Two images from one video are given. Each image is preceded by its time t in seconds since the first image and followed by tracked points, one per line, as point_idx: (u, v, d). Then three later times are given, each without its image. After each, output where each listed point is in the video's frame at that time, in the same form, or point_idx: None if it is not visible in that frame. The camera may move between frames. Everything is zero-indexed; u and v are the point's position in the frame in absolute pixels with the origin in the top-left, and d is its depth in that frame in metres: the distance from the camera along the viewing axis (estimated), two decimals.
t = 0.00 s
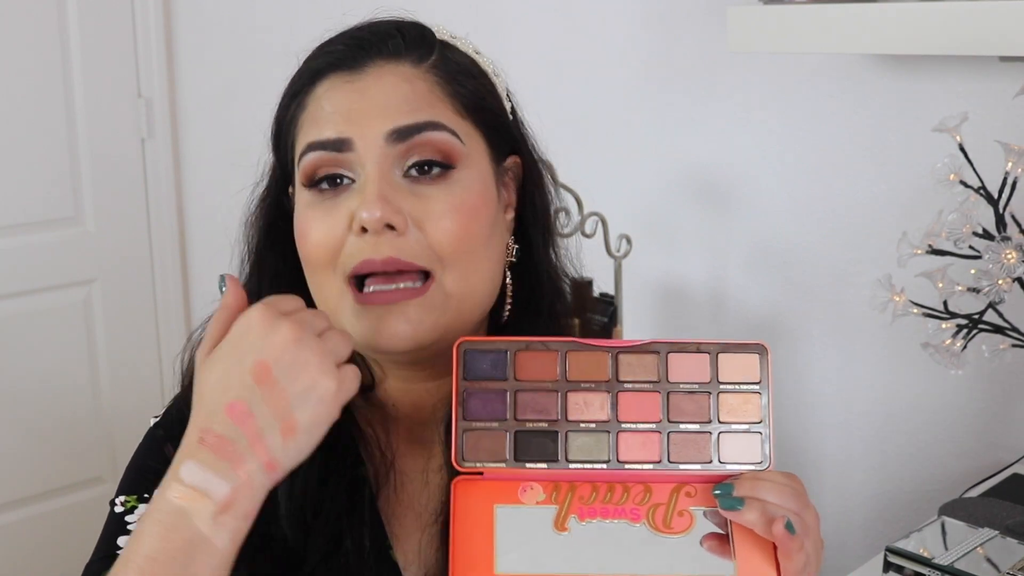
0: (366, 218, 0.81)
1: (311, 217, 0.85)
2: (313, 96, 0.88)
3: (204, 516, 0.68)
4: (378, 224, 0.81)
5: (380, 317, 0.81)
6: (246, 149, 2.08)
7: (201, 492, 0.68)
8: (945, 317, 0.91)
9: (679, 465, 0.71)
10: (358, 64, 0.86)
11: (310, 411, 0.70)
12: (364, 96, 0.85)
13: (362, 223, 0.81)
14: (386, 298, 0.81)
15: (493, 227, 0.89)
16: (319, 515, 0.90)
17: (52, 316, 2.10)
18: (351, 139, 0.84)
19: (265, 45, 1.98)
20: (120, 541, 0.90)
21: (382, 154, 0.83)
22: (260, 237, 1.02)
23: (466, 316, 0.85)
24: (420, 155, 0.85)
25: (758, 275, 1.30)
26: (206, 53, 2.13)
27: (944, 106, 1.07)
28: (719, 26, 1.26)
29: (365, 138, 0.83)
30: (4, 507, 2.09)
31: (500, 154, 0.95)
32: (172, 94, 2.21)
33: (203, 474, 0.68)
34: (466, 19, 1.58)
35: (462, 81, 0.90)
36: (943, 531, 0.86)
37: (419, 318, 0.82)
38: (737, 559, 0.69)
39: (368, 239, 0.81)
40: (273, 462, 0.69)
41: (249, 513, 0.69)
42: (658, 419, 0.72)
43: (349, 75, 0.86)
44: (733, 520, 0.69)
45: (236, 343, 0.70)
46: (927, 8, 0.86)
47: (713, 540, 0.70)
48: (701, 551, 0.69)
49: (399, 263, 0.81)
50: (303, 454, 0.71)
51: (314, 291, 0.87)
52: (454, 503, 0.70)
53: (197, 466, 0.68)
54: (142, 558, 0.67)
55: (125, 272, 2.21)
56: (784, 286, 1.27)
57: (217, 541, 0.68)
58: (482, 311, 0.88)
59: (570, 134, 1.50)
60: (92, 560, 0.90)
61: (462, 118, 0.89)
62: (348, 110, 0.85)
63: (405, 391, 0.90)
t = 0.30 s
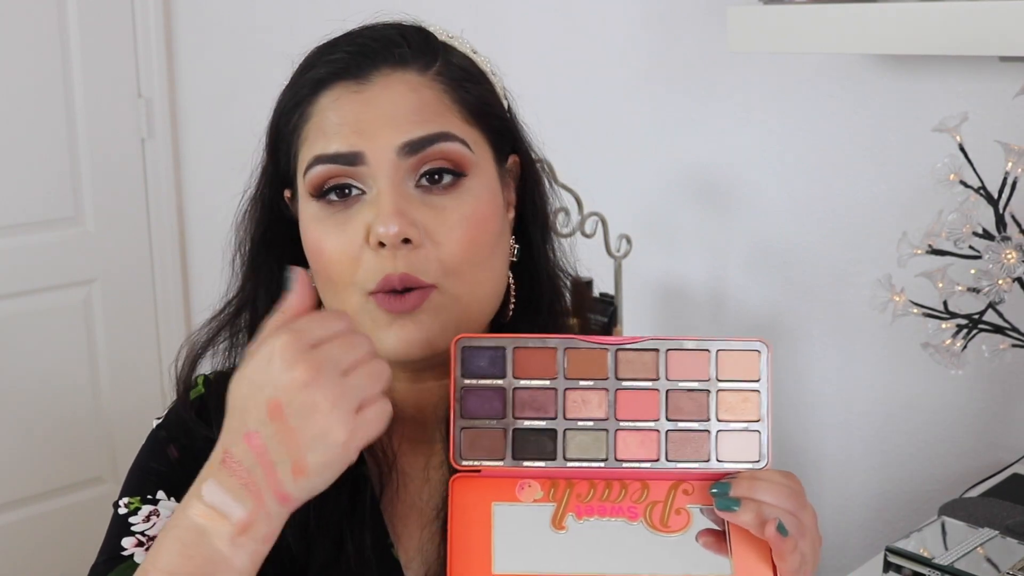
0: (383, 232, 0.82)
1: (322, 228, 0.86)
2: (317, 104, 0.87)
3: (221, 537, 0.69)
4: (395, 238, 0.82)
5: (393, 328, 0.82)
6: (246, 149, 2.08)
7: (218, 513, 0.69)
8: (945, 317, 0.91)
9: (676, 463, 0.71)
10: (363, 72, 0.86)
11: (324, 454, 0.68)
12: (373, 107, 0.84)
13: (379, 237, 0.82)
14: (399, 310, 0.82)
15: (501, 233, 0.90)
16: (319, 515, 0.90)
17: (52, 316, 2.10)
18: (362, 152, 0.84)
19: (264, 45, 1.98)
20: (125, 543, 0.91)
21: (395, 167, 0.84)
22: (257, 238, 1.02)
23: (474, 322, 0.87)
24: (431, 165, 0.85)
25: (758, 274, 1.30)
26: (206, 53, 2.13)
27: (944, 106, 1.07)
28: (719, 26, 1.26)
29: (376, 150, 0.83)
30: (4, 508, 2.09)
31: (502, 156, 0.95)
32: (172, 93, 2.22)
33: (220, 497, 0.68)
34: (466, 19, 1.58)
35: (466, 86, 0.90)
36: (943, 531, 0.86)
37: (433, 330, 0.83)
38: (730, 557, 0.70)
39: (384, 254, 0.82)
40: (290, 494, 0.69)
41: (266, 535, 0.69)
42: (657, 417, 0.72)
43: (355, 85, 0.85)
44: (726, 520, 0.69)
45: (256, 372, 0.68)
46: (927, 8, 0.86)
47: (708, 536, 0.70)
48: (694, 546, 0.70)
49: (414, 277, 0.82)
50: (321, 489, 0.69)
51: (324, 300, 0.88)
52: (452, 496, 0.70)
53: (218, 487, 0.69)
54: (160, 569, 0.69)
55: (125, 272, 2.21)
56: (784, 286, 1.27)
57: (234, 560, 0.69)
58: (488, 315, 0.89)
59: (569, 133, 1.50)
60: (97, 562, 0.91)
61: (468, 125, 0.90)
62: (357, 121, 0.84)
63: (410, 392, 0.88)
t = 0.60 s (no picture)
0: (404, 239, 0.82)
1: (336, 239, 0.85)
2: (323, 113, 0.87)
3: (225, 541, 0.71)
4: (416, 245, 0.81)
5: (416, 334, 0.83)
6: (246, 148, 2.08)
7: (222, 519, 0.71)
8: (945, 317, 0.91)
9: (683, 468, 0.72)
10: (369, 79, 0.86)
11: (343, 439, 0.74)
12: (383, 114, 0.84)
13: (400, 244, 0.82)
14: (423, 317, 0.83)
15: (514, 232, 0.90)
16: (320, 523, 0.90)
17: (52, 316, 2.10)
18: (376, 160, 0.83)
19: (264, 44, 1.98)
20: (128, 545, 0.91)
21: (411, 173, 0.83)
22: (255, 245, 1.02)
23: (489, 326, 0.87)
24: (445, 168, 0.85)
25: (758, 275, 1.30)
26: (205, 53, 2.13)
27: (944, 106, 1.07)
28: (719, 26, 1.26)
29: (392, 157, 0.83)
30: (3, 508, 2.09)
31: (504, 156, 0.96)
32: (172, 93, 2.22)
33: (226, 499, 0.71)
34: (466, 19, 1.58)
35: (470, 87, 0.91)
36: (942, 531, 0.87)
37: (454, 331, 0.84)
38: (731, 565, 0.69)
39: (405, 261, 0.82)
40: (300, 488, 0.73)
41: (267, 536, 0.73)
42: (667, 422, 0.73)
43: (363, 92, 0.85)
44: (728, 531, 0.69)
45: (274, 369, 0.72)
46: (928, 8, 0.86)
47: (713, 543, 0.70)
48: (700, 551, 0.69)
49: (435, 282, 0.82)
50: (324, 479, 0.74)
51: (340, 310, 0.87)
52: (457, 490, 0.71)
53: (218, 491, 0.71)
54: None
55: (125, 272, 2.21)
56: (784, 286, 1.27)
57: (236, 563, 0.71)
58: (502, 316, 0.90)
59: (568, 133, 1.50)
60: (100, 564, 0.92)
61: (475, 127, 0.89)
62: (368, 128, 0.84)
63: (415, 392, 0.92)
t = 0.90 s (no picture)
0: (393, 252, 0.82)
1: (328, 246, 0.85)
2: (319, 120, 0.87)
3: (223, 541, 0.71)
4: (405, 259, 0.82)
5: (404, 345, 0.84)
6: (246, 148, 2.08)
7: (221, 517, 0.71)
8: (945, 317, 0.91)
9: (679, 474, 0.72)
10: (366, 89, 0.85)
11: (343, 453, 0.76)
12: (377, 125, 0.84)
13: (388, 257, 0.82)
14: (412, 327, 0.84)
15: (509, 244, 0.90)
16: (321, 520, 0.90)
17: (52, 316, 2.10)
18: (368, 170, 0.83)
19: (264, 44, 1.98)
20: (127, 545, 0.91)
21: (403, 185, 0.83)
22: (257, 243, 1.01)
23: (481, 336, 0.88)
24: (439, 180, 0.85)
25: (758, 275, 1.30)
26: (205, 52, 2.13)
27: (944, 106, 1.07)
28: (718, 26, 1.26)
29: (383, 170, 0.83)
30: (3, 508, 2.09)
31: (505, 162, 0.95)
32: (172, 93, 2.21)
33: (227, 496, 0.71)
34: (466, 18, 1.58)
35: (470, 95, 0.90)
36: (943, 531, 0.87)
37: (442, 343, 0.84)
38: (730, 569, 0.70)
39: (393, 273, 0.82)
40: (299, 495, 0.74)
41: (263, 542, 0.73)
42: (660, 429, 0.73)
43: (359, 102, 0.85)
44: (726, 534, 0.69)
45: (286, 374, 0.75)
46: (927, 9, 0.86)
47: (712, 547, 0.70)
48: (699, 554, 0.70)
49: (424, 293, 0.83)
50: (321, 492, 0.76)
51: (331, 316, 0.88)
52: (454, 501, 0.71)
53: (219, 489, 0.71)
54: None
55: (125, 272, 2.21)
56: (784, 286, 1.27)
57: (233, 565, 0.71)
58: (496, 325, 0.90)
59: (568, 132, 1.50)
60: (100, 562, 0.91)
61: (474, 138, 0.89)
62: (362, 138, 0.84)
63: (417, 395, 0.94)
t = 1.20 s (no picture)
0: (394, 254, 0.82)
1: (328, 248, 0.85)
2: (319, 121, 0.87)
3: (216, 560, 0.72)
4: (406, 260, 0.82)
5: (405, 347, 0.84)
6: (246, 148, 2.08)
7: (215, 536, 0.72)
8: (945, 317, 0.91)
9: (680, 479, 0.72)
10: (366, 89, 0.85)
11: (336, 469, 0.76)
12: (378, 126, 0.84)
13: (389, 258, 0.82)
14: (413, 329, 0.84)
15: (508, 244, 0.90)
16: (320, 523, 0.91)
17: (52, 316, 2.10)
18: (370, 172, 0.83)
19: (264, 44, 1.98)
20: (126, 554, 0.92)
21: (404, 186, 0.83)
22: (256, 245, 1.01)
23: (482, 337, 0.88)
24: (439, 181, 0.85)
25: (758, 275, 1.30)
26: (205, 52, 2.13)
27: (943, 106, 1.07)
28: (718, 27, 1.26)
29: (385, 171, 0.83)
30: (3, 508, 2.09)
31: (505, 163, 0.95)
32: (172, 93, 2.21)
33: (220, 516, 0.72)
34: (466, 19, 1.58)
35: (469, 96, 0.90)
36: (943, 531, 0.87)
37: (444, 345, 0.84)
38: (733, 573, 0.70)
39: (394, 274, 0.82)
40: (292, 512, 0.74)
41: (257, 559, 0.73)
42: (660, 433, 0.72)
43: (360, 103, 0.85)
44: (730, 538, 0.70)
45: (274, 394, 0.75)
46: (927, 8, 0.86)
47: (715, 551, 0.70)
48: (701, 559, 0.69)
49: (426, 295, 0.83)
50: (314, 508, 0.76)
51: (330, 318, 0.88)
52: (455, 513, 0.71)
53: (212, 508, 0.72)
54: None
55: (125, 272, 2.21)
56: (784, 286, 1.27)
57: None
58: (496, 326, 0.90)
59: (568, 132, 1.50)
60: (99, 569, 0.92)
61: (474, 139, 0.89)
62: (363, 140, 0.84)
63: (418, 396, 0.94)
